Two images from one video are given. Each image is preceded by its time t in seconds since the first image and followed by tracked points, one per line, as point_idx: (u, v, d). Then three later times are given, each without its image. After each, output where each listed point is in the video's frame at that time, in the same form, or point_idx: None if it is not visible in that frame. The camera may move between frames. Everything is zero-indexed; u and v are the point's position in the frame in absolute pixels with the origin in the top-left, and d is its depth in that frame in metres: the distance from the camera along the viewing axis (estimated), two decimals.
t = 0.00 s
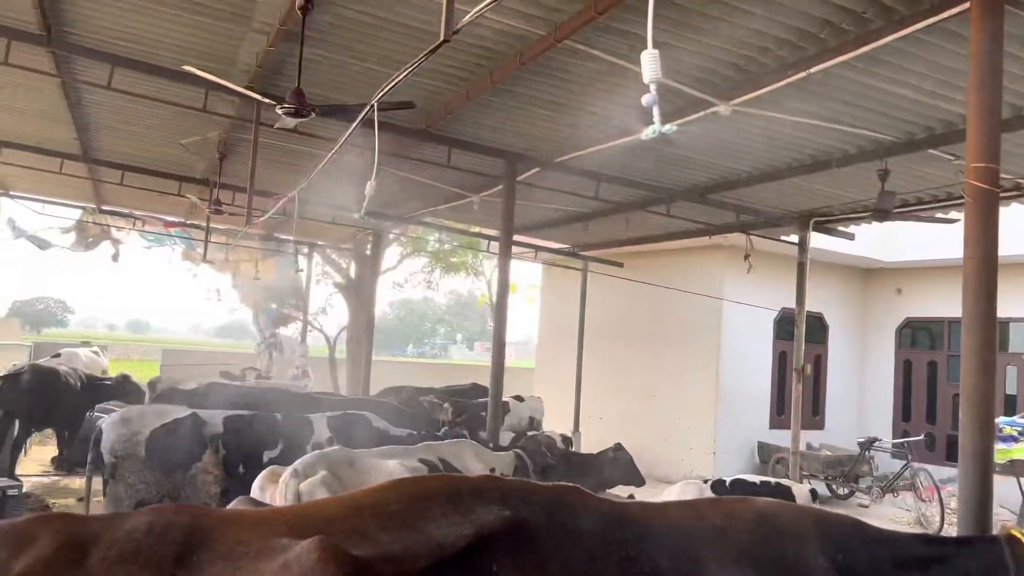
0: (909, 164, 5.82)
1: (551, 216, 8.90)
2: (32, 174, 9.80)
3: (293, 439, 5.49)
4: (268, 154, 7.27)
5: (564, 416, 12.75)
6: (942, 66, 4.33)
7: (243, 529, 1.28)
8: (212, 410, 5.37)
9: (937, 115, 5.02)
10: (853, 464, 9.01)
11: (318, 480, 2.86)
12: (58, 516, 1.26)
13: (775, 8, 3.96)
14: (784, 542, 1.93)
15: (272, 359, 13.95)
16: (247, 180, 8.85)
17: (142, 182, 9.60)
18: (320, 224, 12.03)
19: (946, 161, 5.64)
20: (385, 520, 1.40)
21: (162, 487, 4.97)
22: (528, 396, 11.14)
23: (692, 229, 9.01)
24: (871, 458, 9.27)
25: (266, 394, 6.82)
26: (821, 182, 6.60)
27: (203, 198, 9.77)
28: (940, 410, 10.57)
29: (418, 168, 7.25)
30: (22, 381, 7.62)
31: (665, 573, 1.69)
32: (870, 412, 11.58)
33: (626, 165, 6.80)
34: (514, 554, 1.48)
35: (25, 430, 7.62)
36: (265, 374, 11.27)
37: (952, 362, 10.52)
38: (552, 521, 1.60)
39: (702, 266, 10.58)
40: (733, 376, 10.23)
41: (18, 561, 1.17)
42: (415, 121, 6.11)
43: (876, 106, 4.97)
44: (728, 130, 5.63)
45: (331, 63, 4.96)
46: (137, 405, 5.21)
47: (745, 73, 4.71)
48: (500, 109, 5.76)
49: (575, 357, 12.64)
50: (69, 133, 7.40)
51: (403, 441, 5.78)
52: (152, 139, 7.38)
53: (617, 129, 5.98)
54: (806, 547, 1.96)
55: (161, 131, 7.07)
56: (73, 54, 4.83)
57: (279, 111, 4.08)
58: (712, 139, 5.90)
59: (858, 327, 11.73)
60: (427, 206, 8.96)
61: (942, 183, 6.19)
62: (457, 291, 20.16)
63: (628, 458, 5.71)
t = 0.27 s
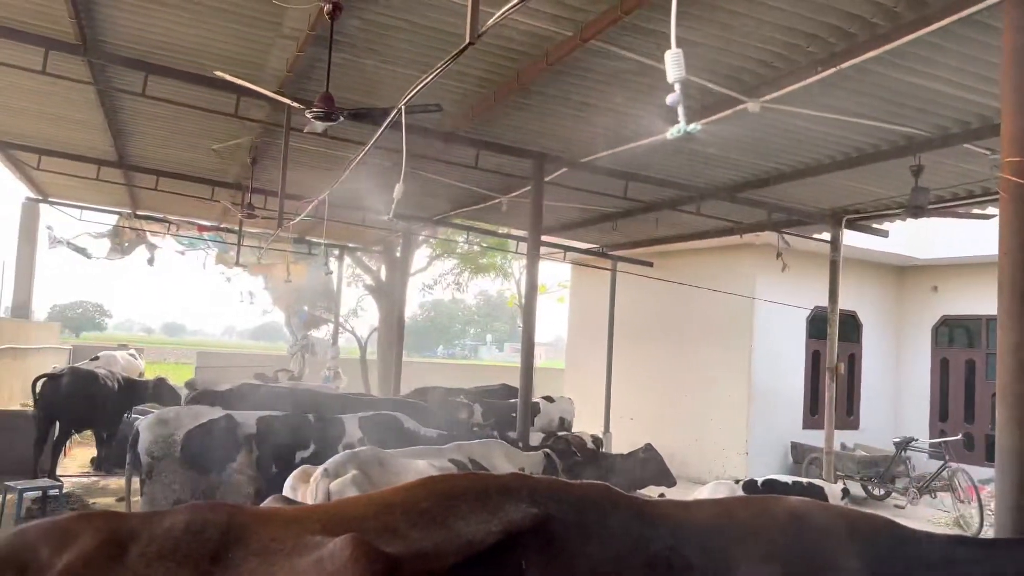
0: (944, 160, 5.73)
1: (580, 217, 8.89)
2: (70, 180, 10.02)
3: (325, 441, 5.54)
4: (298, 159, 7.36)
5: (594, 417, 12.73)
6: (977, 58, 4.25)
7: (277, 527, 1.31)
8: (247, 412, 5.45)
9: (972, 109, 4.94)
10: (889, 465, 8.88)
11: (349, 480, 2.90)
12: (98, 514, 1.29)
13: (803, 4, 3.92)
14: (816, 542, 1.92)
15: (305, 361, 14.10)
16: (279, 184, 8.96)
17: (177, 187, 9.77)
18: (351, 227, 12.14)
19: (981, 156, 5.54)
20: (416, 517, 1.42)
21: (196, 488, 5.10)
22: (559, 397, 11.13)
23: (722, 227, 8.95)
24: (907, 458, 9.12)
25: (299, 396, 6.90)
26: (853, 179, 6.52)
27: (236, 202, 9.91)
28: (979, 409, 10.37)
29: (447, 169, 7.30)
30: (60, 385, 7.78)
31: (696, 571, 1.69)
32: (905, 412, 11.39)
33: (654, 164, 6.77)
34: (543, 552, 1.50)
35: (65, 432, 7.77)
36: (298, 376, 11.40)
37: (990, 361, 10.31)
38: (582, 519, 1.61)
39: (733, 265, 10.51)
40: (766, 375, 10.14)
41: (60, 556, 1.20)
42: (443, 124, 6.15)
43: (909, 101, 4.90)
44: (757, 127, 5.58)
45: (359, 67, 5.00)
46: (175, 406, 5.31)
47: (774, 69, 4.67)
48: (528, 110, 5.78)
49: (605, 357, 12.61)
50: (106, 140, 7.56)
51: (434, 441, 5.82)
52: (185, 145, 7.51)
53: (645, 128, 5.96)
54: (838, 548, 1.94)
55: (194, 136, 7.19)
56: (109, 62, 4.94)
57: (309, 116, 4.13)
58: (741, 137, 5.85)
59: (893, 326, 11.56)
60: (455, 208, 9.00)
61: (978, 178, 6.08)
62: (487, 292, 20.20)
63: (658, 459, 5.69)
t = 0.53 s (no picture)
0: (969, 152, 5.66)
1: (600, 214, 8.88)
2: (96, 182, 10.16)
3: (348, 437, 5.57)
4: (319, 159, 7.41)
5: (616, 414, 12.70)
6: (1003, 50, 4.20)
7: (301, 520, 1.33)
8: (271, 409, 5.50)
9: (998, 101, 4.87)
10: (915, 461, 8.78)
11: (372, 474, 2.91)
12: (127, 506, 1.31)
13: None
14: (842, 536, 1.91)
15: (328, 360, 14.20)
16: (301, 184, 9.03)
17: (200, 187, 9.87)
18: (372, 227, 12.21)
19: (1007, 148, 5.47)
20: (439, 510, 1.43)
21: (220, 484, 5.16)
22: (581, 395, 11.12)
23: (744, 224, 8.90)
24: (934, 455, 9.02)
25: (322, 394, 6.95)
26: (876, 173, 6.46)
27: (258, 202, 10.00)
28: (1007, 405, 10.24)
29: (467, 168, 7.31)
30: (87, 383, 7.90)
31: (720, 564, 1.69)
32: (931, 408, 11.26)
33: (675, 160, 6.75)
34: (565, 546, 1.51)
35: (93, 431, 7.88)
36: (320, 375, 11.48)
37: (1018, 356, 10.18)
38: (605, 512, 1.62)
39: (755, 261, 10.45)
40: (790, 372, 10.07)
41: (91, 547, 1.22)
42: (463, 122, 6.17)
43: (933, 93, 4.84)
44: (779, 121, 5.55)
45: (380, 66, 5.03)
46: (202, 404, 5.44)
47: (796, 63, 4.63)
48: (547, 107, 5.78)
49: (626, 355, 12.58)
50: (130, 142, 7.65)
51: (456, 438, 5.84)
52: (208, 146, 7.59)
53: (665, 124, 5.95)
54: (863, 542, 1.94)
55: (217, 137, 7.26)
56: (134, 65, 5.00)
57: (330, 115, 4.16)
58: (763, 132, 5.82)
59: (918, 321, 11.43)
60: (476, 206, 9.02)
61: (1004, 171, 6.00)
62: (507, 290, 20.23)
63: (680, 455, 5.67)
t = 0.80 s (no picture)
0: (993, 142, 5.59)
1: (619, 209, 8.86)
2: (118, 182, 10.27)
3: (369, 432, 5.61)
4: (338, 156, 7.44)
5: (636, 409, 12.67)
6: None
7: (326, 514, 1.34)
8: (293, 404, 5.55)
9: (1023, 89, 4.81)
10: (939, 455, 8.69)
11: (392, 469, 2.93)
12: (158, 499, 1.34)
13: None
14: (868, 530, 1.90)
15: (348, 356, 14.26)
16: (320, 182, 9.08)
17: (220, 186, 9.95)
18: (390, 223, 12.25)
19: None
20: (463, 505, 1.44)
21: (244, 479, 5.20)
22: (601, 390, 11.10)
23: (764, 217, 8.84)
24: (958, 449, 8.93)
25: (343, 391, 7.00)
26: (898, 164, 6.39)
27: (277, 200, 10.06)
28: None
29: (485, 163, 7.32)
30: (111, 380, 7.99)
31: (746, 559, 1.68)
32: (956, 402, 11.13)
33: (694, 153, 6.72)
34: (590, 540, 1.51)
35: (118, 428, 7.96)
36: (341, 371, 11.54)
37: None
38: (630, 507, 1.62)
39: (775, 254, 10.38)
40: (812, 365, 9.99)
41: (122, 538, 1.25)
42: (482, 118, 6.17)
43: (957, 83, 4.79)
44: (799, 113, 5.50)
45: (398, 64, 5.04)
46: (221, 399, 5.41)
47: (817, 55, 4.58)
48: (565, 102, 5.77)
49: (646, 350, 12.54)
50: (151, 141, 7.72)
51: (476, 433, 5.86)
52: (228, 144, 7.64)
53: (684, 117, 5.91)
54: (890, 537, 1.92)
55: (237, 136, 7.31)
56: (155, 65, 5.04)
57: (350, 113, 4.17)
58: (783, 124, 5.77)
59: (942, 314, 11.30)
60: (494, 202, 9.03)
61: None
62: (526, 286, 20.23)
63: (702, 450, 5.65)
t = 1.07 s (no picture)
0: (1016, 130, 5.51)
1: (635, 201, 8.83)
2: (136, 179, 10.35)
3: (387, 425, 5.62)
4: (355, 151, 7.46)
5: (653, 402, 12.64)
6: None
7: (349, 505, 1.35)
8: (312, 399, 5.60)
9: None
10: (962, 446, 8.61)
11: (407, 461, 2.94)
12: (182, 491, 1.35)
13: None
14: (893, 520, 1.89)
15: (366, 351, 14.31)
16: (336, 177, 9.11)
17: (238, 183, 10.00)
18: (406, 218, 12.27)
19: None
20: (485, 496, 1.44)
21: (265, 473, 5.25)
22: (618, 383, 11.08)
23: (782, 208, 8.77)
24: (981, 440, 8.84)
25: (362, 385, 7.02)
26: (919, 153, 6.33)
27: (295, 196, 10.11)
28: None
29: (501, 157, 7.31)
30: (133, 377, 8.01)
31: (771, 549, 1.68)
32: (978, 393, 11.01)
33: (711, 145, 6.68)
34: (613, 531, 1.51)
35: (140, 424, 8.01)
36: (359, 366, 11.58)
37: None
38: (653, 497, 1.61)
39: (794, 245, 10.31)
40: (831, 357, 9.92)
41: (148, 530, 1.26)
42: (498, 111, 6.16)
43: (978, 70, 4.73)
44: (817, 103, 5.45)
45: (415, 58, 5.04)
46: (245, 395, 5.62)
47: (836, 43, 4.54)
48: (582, 94, 5.75)
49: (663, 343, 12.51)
50: (170, 138, 7.77)
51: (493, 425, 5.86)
52: (245, 141, 7.67)
53: (701, 108, 5.87)
54: (916, 526, 1.91)
55: (254, 132, 7.34)
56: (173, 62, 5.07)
57: (367, 107, 4.18)
58: (801, 113, 5.72)
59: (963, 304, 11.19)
60: (510, 195, 9.02)
61: None
62: (542, 280, 20.23)
63: (721, 443, 5.62)
